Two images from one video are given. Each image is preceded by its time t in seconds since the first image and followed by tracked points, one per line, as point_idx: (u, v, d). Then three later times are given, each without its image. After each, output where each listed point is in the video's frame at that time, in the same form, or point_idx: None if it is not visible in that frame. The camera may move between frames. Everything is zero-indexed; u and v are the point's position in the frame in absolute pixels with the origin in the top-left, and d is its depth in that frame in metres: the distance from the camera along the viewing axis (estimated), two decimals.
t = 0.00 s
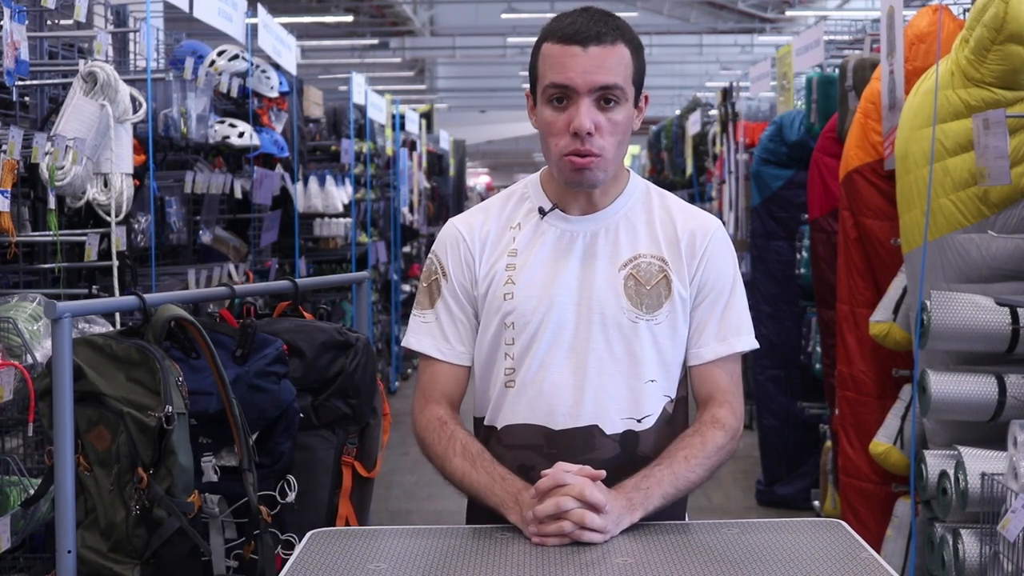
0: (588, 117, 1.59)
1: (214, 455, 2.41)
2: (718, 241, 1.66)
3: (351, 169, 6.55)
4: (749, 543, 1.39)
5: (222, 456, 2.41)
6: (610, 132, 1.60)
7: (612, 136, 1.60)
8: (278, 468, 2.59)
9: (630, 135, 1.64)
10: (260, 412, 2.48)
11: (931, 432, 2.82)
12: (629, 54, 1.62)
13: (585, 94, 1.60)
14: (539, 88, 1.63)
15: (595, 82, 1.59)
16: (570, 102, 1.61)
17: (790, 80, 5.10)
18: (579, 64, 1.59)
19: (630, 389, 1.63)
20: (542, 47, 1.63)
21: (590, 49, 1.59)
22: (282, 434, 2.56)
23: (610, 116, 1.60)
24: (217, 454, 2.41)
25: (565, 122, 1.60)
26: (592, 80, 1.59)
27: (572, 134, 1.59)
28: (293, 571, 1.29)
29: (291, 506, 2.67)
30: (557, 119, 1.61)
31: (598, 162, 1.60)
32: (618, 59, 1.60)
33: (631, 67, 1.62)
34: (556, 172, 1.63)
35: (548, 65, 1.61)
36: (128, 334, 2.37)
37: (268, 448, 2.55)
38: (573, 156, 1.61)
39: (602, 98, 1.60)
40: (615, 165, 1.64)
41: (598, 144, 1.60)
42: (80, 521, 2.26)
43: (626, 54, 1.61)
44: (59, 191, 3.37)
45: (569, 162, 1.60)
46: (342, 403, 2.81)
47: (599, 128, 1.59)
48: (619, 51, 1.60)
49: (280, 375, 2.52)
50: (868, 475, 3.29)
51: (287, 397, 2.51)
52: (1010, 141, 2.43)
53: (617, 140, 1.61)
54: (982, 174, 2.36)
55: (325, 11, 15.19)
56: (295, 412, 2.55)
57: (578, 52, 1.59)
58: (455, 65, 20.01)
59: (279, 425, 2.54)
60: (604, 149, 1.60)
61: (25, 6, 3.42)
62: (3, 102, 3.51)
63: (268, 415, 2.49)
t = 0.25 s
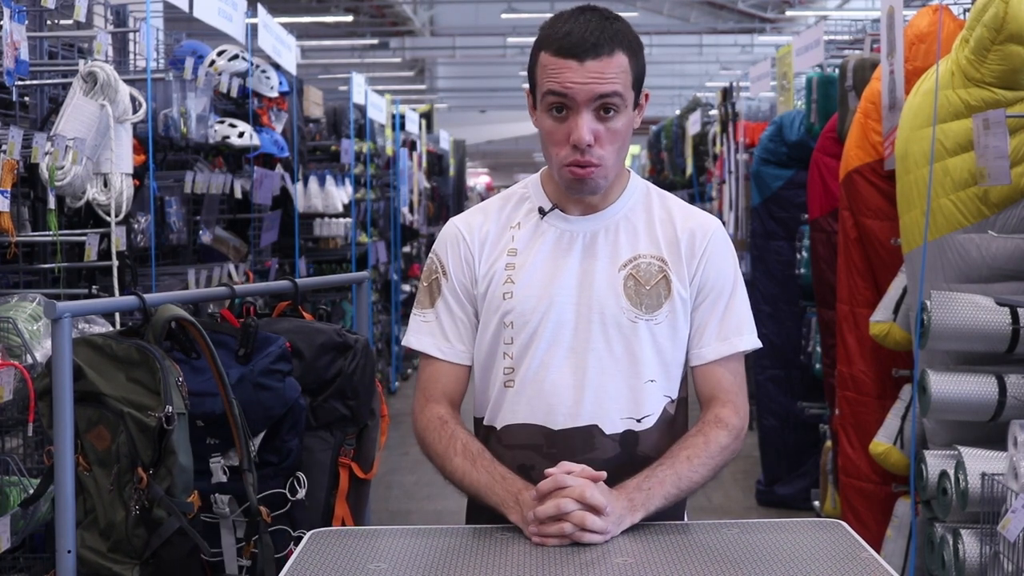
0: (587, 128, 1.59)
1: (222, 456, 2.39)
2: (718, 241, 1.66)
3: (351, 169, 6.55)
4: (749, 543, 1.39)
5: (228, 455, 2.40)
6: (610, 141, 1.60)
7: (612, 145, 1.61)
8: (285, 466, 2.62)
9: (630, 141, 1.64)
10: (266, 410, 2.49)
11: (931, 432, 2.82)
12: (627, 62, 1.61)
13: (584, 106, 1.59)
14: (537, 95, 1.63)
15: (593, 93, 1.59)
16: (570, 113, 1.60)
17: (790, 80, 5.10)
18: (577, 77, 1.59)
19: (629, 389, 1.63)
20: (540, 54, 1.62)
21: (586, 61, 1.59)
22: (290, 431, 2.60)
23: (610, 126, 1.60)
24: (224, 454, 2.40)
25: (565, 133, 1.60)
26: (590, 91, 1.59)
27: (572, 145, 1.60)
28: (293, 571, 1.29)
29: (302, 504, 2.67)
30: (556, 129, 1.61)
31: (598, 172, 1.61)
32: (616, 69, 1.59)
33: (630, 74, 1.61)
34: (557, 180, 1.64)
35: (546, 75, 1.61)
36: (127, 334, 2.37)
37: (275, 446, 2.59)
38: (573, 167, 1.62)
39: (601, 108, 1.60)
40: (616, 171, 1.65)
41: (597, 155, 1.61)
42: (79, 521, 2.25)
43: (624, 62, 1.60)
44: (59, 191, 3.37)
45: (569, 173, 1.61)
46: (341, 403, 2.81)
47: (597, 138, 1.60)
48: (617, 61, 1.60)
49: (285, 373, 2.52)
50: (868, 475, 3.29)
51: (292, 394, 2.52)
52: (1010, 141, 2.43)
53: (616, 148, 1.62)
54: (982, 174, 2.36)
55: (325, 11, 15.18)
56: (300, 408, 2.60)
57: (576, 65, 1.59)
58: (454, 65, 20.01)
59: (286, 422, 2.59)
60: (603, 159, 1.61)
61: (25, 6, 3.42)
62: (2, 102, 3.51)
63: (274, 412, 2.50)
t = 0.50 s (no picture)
0: (587, 120, 1.59)
1: (216, 457, 2.40)
2: (717, 240, 1.66)
3: (351, 169, 6.55)
4: (749, 543, 1.39)
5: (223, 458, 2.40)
6: (610, 133, 1.60)
7: (612, 137, 1.60)
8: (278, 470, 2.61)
9: (629, 135, 1.63)
10: (260, 413, 2.48)
11: (931, 432, 2.82)
12: (626, 55, 1.62)
13: (583, 98, 1.59)
14: (536, 91, 1.63)
15: (592, 84, 1.59)
16: (569, 106, 1.60)
17: (790, 80, 5.10)
18: (576, 68, 1.59)
19: (630, 388, 1.63)
20: (539, 50, 1.62)
21: (586, 54, 1.59)
22: (285, 436, 2.57)
23: (609, 118, 1.60)
24: (218, 456, 2.40)
25: (564, 125, 1.60)
26: (590, 84, 1.59)
27: (571, 137, 1.59)
28: (293, 571, 1.29)
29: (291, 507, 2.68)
30: (555, 122, 1.61)
31: (598, 164, 1.61)
32: (615, 62, 1.60)
33: (628, 67, 1.62)
34: (556, 174, 1.63)
35: (544, 69, 1.61)
36: (127, 334, 2.37)
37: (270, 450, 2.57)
38: (573, 159, 1.61)
39: (600, 100, 1.60)
40: (615, 166, 1.64)
41: (597, 147, 1.60)
42: (80, 521, 2.25)
43: (622, 55, 1.61)
44: (59, 191, 3.37)
45: (568, 165, 1.60)
46: (342, 404, 2.81)
47: (597, 131, 1.59)
48: (615, 54, 1.60)
49: (281, 377, 2.52)
50: (868, 475, 3.29)
51: (288, 399, 2.51)
52: (1009, 141, 2.43)
53: (617, 143, 1.61)
54: (982, 174, 2.36)
55: (325, 12, 15.17)
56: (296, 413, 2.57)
57: (574, 57, 1.59)
58: (455, 65, 20.01)
59: (281, 427, 2.55)
60: (604, 151, 1.60)
61: (25, 6, 3.42)
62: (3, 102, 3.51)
63: (268, 416, 2.49)
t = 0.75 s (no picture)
0: (542, 121, 1.58)
1: (204, 458, 2.40)
2: (718, 242, 1.66)
3: (351, 169, 6.55)
4: (751, 543, 1.39)
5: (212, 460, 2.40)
6: (570, 135, 1.58)
7: (573, 138, 1.58)
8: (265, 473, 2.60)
9: (601, 137, 1.60)
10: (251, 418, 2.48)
11: (931, 432, 2.82)
12: (593, 56, 1.59)
13: (544, 100, 1.59)
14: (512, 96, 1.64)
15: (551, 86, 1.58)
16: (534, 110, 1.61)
17: (790, 80, 5.10)
18: (535, 71, 1.59)
19: (629, 388, 1.63)
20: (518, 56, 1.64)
21: (547, 56, 1.59)
22: (274, 440, 2.57)
23: (570, 119, 1.58)
24: (206, 456, 2.40)
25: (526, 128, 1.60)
26: (546, 85, 1.58)
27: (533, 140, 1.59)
28: (294, 571, 1.29)
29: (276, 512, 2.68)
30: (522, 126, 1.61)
31: (560, 166, 1.59)
32: (575, 62, 1.58)
33: (595, 68, 1.59)
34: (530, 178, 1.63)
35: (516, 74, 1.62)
36: (127, 334, 2.37)
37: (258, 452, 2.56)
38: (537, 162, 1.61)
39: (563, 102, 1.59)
40: (589, 170, 1.61)
41: (557, 149, 1.58)
42: (82, 521, 2.25)
43: (585, 56, 1.58)
44: (59, 191, 3.37)
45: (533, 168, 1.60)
46: (343, 404, 2.82)
47: (553, 131, 1.58)
48: (579, 54, 1.58)
49: (273, 383, 2.53)
50: (868, 475, 3.29)
51: (279, 404, 2.52)
52: (1009, 141, 2.43)
53: (579, 144, 1.58)
54: (982, 174, 2.36)
55: (325, 11, 15.17)
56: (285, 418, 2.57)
57: (536, 59, 1.59)
58: (455, 65, 20.01)
59: (270, 432, 2.56)
60: (564, 152, 1.58)
61: (25, 6, 3.42)
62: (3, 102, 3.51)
63: (259, 421, 2.49)
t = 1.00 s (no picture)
0: (499, 140, 1.62)
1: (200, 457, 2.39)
2: (723, 242, 1.64)
3: (351, 169, 6.55)
4: (750, 543, 1.39)
5: (206, 460, 2.39)
6: (523, 151, 1.61)
7: (526, 155, 1.61)
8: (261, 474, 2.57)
9: (561, 152, 1.60)
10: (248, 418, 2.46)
11: (931, 432, 2.81)
12: (542, 72, 1.59)
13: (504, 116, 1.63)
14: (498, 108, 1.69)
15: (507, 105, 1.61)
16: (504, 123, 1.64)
17: (790, 80, 5.10)
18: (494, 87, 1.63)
19: (626, 388, 1.63)
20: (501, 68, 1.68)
21: (501, 73, 1.62)
22: (270, 441, 2.55)
23: (522, 136, 1.60)
24: (201, 456, 2.39)
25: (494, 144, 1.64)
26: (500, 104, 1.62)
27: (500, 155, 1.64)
28: (295, 571, 1.29)
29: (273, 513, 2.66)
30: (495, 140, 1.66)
31: (519, 181, 1.62)
32: (523, 81, 1.60)
33: (543, 86, 1.59)
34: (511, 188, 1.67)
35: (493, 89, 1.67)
36: (127, 334, 2.37)
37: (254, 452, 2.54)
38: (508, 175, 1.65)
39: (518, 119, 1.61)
40: (554, 184, 1.62)
41: (515, 165, 1.62)
42: (81, 521, 2.25)
43: (535, 73, 1.59)
44: (59, 191, 3.37)
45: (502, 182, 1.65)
46: (345, 403, 2.82)
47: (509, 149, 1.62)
48: (529, 72, 1.59)
49: (270, 383, 2.52)
50: (868, 475, 3.29)
51: (275, 404, 2.52)
52: (1010, 141, 2.43)
53: (533, 162, 1.60)
54: (982, 174, 2.36)
55: (325, 12, 15.16)
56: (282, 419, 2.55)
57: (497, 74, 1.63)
58: (455, 66, 20.00)
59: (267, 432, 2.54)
60: (523, 169, 1.61)
61: (25, 6, 3.42)
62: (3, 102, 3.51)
63: (256, 421, 2.48)
